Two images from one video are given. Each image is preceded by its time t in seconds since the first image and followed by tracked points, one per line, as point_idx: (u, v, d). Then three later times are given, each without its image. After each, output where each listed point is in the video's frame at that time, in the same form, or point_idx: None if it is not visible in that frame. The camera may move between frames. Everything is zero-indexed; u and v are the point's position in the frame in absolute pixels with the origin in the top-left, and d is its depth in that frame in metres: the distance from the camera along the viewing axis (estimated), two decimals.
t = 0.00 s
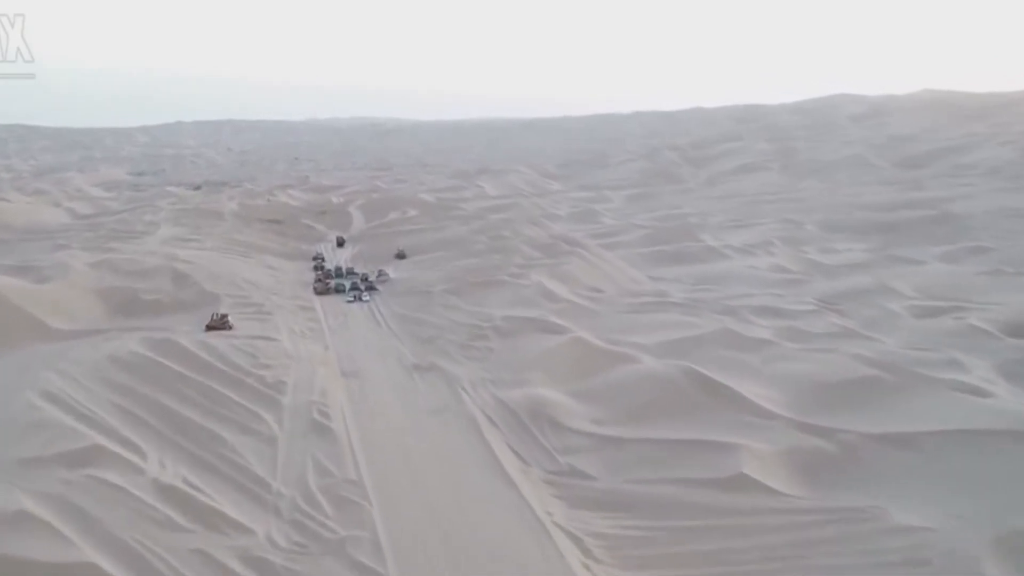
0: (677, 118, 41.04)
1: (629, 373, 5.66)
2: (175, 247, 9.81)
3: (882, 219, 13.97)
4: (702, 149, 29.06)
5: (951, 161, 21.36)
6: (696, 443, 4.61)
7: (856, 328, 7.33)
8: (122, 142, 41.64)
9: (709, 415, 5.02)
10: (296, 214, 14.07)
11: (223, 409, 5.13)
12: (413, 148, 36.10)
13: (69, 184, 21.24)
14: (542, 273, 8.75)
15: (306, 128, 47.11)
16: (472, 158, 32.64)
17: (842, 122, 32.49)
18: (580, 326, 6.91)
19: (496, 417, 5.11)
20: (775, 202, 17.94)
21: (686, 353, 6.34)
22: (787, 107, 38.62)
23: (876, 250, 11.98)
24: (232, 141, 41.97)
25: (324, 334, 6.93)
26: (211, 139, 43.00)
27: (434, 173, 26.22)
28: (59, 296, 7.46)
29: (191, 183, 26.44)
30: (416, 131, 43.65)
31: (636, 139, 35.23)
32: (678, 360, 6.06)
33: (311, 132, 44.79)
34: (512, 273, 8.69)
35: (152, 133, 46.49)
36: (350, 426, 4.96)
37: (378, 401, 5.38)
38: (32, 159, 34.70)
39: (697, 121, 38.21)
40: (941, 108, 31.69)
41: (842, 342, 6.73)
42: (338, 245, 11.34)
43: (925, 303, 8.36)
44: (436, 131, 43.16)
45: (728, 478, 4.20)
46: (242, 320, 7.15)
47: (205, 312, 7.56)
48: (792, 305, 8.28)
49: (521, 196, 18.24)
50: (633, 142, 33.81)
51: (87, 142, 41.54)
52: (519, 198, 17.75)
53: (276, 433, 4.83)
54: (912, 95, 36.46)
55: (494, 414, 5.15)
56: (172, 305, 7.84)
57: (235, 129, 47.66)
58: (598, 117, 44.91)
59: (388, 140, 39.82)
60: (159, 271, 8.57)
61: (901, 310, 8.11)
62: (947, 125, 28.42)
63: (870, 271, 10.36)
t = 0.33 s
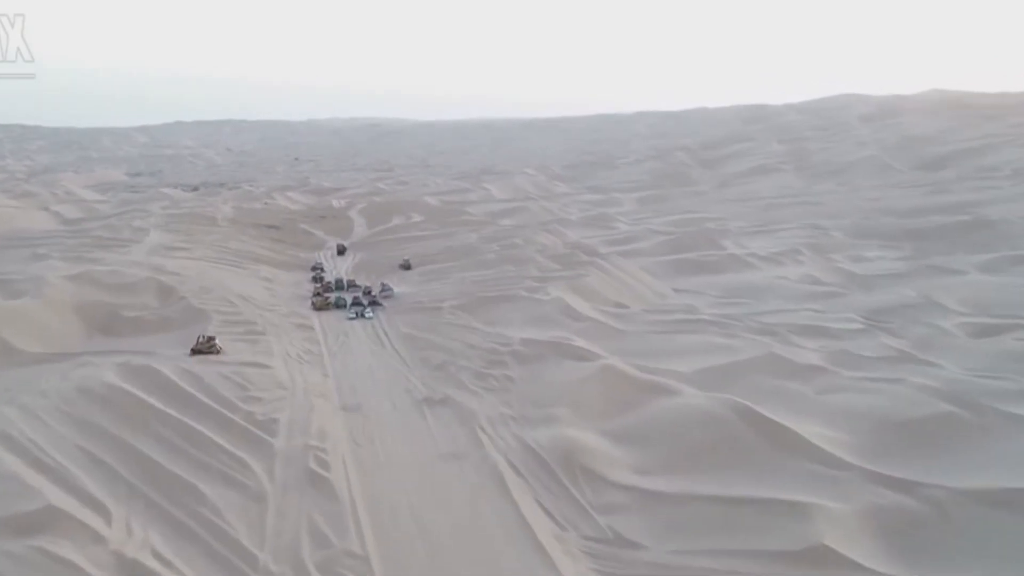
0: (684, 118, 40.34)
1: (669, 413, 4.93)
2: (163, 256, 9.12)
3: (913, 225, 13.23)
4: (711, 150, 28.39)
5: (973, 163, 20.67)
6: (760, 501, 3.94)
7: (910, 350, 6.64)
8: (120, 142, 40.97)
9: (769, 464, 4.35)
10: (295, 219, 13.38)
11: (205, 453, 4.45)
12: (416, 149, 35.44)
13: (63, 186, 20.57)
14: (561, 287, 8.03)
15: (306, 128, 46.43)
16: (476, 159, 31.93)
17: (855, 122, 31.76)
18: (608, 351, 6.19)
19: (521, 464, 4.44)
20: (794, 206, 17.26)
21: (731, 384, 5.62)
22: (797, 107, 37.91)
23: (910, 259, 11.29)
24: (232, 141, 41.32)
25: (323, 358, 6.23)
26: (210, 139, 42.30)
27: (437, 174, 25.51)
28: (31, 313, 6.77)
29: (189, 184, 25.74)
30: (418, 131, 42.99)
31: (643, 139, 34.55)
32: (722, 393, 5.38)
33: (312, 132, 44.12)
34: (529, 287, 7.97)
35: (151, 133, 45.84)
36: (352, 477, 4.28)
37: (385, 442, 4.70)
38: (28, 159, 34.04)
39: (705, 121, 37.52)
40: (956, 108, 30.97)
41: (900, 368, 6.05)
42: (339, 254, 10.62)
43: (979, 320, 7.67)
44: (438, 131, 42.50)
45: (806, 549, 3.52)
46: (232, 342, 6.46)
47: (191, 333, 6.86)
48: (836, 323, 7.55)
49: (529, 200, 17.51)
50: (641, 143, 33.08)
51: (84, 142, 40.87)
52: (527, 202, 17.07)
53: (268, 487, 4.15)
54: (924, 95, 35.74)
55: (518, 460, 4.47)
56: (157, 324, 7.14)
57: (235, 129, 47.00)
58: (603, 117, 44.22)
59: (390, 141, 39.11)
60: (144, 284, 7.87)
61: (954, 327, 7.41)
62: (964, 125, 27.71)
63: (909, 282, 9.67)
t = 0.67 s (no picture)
0: (690, 117, 39.58)
1: (713, 464, 4.21)
2: (145, 267, 8.37)
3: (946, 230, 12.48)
4: (721, 150, 27.67)
5: (996, 164, 19.90)
6: None
7: (979, 378, 5.90)
8: (116, 142, 40.22)
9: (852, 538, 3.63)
10: (292, 224, 12.64)
11: (170, 518, 3.69)
12: (418, 149, 34.73)
13: (53, 188, 19.87)
14: (581, 303, 7.28)
15: (306, 127, 45.73)
16: (478, 159, 31.19)
17: (868, 119, 30.98)
18: (639, 382, 5.44)
19: (552, 534, 3.70)
20: (814, 209, 16.51)
21: (784, 424, 4.88)
22: (806, 105, 37.13)
23: (949, 268, 10.52)
24: (231, 140, 40.63)
25: (316, 390, 5.47)
26: (208, 139, 41.50)
27: (440, 176, 24.74)
28: None
29: (184, 185, 25.02)
30: (420, 131, 42.29)
31: (650, 138, 33.81)
32: (777, 438, 4.66)
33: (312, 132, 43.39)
34: (545, 304, 7.21)
35: (149, 131, 45.17)
36: (347, 551, 3.53)
37: (388, 501, 3.96)
38: (22, 159, 33.35)
39: (712, 120, 36.78)
40: (972, 105, 30.18)
41: (974, 402, 5.30)
42: (336, 263, 9.86)
43: None
44: (439, 131, 41.78)
45: None
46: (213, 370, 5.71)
47: (168, 357, 6.10)
48: (886, 345, 6.82)
49: (536, 203, 16.75)
50: (648, 142, 32.33)
51: (79, 142, 40.12)
52: (535, 205, 16.34)
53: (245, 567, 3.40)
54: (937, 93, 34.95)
55: (548, 529, 3.74)
56: (131, 347, 6.39)
57: (233, 128, 46.29)
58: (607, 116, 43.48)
59: (391, 141, 38.35)
60: (120, 301, 7.12)
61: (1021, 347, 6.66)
62: (981, 122, 26.92)
63: (954, 294, 8.93)
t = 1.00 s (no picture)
0: (695, 116, 38.87)
1: (775, 528, 3.48)
2: (122, 277, 7.66)
3: (978, 234, 11.77)
4: (729, 150, 26.97)
5: (1017, 164, 19.22)
6: None
7: None
8: (110, 141, 39.38)
9: None
10: (285, 228, 11.93)
11: None
12: (417, 148, 34.00)
13: (39, 189, 19.12)
14: (601, 319, 6.57)
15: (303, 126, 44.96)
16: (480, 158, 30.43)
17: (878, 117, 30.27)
18: (676, 420, 4.74)
19: None
20: (831, 211, 15.81)
21: (848, 472, 4.19)
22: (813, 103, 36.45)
23: (988, 276, 9.83)
24: (228, 139, 39.86)
25: (305, 426, 4.77)
26: (203, 138, 40.64)
27: (440, 176, 23.97)
28: None
29: (178, 185, 24.26)
30: (420, 130, 41.55)
31: (654, 137, 33.12)
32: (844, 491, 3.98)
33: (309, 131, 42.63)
34: (561, 320, 6.49)
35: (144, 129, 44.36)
36: None
37: None
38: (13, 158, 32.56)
39: (718, 118, 36.06)
40: (985, 101, 29.47)
41: None
42: (331, 271, 9.14)
43: None
44: (439, 130, 41.05)
45: None
46: (188, 402, 5.01)
47: (139, 385, 5.40)
48: (942, 366, 6.13)
49: (542, 205, 16.03)
50: (653, 142, 31.58)
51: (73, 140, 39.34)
52: (540, 206, 15.63)
53: None
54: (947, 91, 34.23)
55: None
56: (98, 371, 5.68)
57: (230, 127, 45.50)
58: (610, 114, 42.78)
59: (390, 140, 37.56)
60: (89, 316, 6.41)
61: None
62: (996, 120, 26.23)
63: (1001, 306, 8.24)
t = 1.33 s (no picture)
0: (699, 116, 38.17)
1: None
2: (88, 296, 6.91)
3: (1014, 245, 11.05)
4: (736, 152, 26.23)
5: None
6: None
7: None
8: (103, 140, 38.56)
9: None
10: (276, 236, 11.19)
11: None
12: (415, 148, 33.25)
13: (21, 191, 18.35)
14: (624, 347, 5.84)
15: (299, 125, 44.22)
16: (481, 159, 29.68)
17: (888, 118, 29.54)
18: (723, 482, 4.03)
19: None
20: (850, 218, 15.07)
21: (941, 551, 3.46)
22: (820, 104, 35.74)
23: None
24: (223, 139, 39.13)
25: (283, 487, 4.03)
26: (199, 138, 39.84)
27: (441, 178, 23.21)
28: None
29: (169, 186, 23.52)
30: (418, 130, 40.83)
31: (658, 138, 32.40)
32: None
33: (306, 130, 41.85)
34: (578, 350, 5.75)
35: (138, 128, 43.60)
36: None
37: None
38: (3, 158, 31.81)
39: (722, 118, 35.32)
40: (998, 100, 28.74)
41: None
42: (323, 286, 8.40)
43: None
44: (438, 130, 40.32)
45: None
46: (146, 454, 4.26)
47: (92, 429, 4.65)
48: (1012, 405, 5.39)
49: (547, 210, 15.30)
50: (658, 143, 30.85)
51: (65, 139, 38.55)
52: (545, 212, 14.91)
53: None
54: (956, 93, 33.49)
55: None
56: (49, 411, 4.94)
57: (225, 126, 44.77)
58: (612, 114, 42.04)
59: (390, 140, 36.78)
60: (44, 344, 5.66)
61: None
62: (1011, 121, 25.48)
63: None
